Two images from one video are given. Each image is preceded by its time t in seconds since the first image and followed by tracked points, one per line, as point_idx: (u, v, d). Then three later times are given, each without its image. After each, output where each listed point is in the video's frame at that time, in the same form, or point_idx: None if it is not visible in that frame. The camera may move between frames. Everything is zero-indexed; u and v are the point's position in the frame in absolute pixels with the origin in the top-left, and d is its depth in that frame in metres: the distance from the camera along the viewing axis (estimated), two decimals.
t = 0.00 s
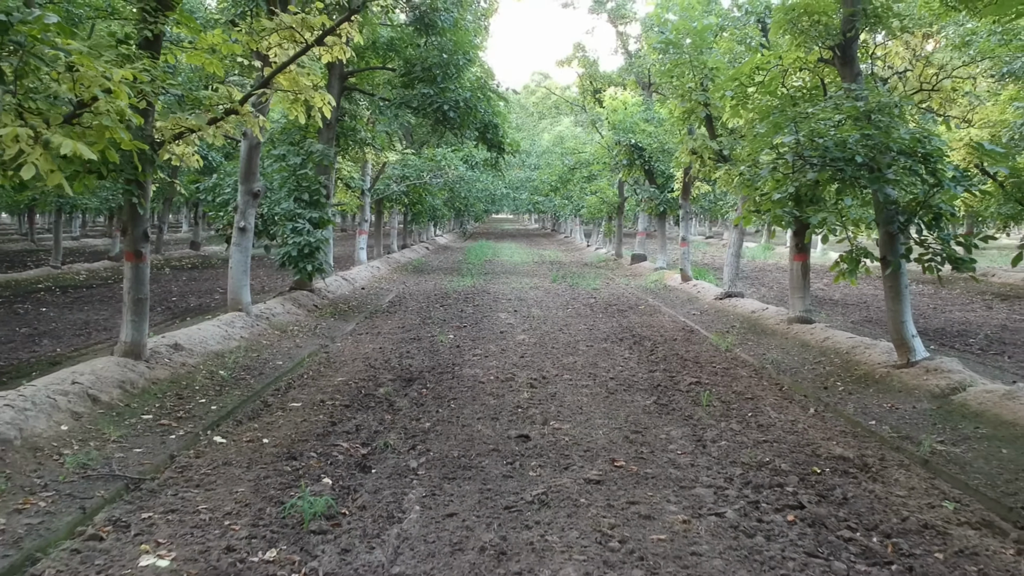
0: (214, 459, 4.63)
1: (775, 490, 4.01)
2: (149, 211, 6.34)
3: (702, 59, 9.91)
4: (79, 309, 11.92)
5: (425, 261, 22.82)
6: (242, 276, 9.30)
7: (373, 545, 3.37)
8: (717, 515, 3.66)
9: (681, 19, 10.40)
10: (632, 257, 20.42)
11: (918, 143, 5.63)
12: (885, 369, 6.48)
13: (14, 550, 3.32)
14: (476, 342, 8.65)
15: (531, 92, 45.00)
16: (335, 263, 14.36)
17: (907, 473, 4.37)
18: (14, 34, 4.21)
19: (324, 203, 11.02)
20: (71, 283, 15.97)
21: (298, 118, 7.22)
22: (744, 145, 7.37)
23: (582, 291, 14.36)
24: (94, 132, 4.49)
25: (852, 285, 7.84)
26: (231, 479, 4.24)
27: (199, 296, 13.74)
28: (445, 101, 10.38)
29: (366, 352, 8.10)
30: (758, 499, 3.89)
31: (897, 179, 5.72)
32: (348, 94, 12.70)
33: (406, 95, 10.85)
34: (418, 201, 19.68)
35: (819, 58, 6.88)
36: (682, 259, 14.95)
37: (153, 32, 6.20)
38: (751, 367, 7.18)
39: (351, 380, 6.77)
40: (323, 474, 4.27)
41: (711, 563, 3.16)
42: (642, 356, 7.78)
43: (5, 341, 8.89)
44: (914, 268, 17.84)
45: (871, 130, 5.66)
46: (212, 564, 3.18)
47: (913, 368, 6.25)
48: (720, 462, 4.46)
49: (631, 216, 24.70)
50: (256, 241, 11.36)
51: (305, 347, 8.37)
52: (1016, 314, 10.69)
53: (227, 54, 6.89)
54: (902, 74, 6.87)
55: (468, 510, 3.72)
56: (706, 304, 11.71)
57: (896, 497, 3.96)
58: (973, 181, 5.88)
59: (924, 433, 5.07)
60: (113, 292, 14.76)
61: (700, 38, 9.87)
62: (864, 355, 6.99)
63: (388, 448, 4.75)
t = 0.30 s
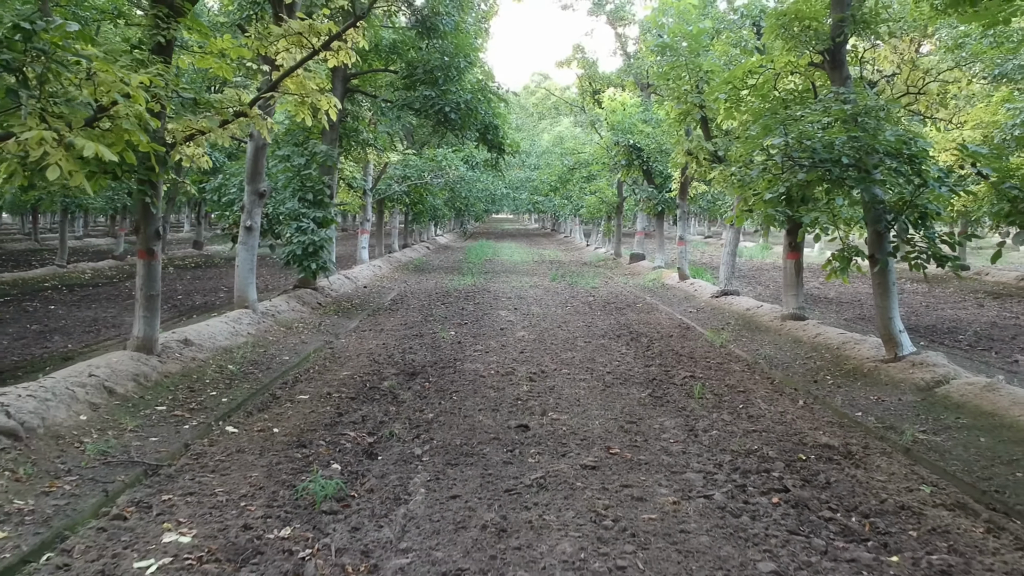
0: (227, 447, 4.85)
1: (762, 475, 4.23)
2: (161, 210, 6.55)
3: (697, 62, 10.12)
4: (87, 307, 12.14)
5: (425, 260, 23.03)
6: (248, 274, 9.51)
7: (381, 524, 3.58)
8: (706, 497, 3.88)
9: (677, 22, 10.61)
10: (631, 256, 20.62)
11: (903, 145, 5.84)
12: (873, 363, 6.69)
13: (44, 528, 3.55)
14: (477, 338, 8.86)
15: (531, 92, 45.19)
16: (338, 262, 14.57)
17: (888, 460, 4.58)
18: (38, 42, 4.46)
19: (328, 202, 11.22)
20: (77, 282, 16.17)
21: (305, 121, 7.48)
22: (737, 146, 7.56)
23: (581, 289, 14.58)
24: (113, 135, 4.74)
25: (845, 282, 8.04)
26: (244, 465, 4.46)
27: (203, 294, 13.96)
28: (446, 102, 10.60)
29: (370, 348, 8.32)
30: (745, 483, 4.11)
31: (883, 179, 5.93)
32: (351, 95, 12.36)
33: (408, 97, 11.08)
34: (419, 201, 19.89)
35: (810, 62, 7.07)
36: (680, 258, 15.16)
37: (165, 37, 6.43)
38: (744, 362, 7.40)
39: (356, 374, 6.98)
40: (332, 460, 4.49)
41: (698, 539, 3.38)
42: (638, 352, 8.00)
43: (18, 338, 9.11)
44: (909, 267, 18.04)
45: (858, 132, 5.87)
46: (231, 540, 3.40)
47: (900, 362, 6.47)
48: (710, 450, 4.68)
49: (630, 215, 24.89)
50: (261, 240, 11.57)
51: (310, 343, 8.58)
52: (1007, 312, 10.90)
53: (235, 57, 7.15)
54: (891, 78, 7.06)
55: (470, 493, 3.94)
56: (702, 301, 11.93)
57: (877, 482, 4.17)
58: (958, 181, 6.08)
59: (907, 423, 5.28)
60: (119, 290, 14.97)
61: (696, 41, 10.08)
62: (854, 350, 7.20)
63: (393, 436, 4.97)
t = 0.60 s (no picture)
0: (239, 436, 5.07)
1: (750, 461, 4.44)
2: (172, 209, 6.77)
3: (693, 65, 10.33)
4: (95, 305, 12.37)
5: (426, 259, 23.25)
6: (253, 271, 9.73)
7: (388, 504, 3.80)
8: (695, 480, 4.09)
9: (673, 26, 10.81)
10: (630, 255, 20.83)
11: (889, 146, 6.05)
12: (862, 358, 6.89)
13: (71, 508, 3.77)
14: (478, 334, 9.07)
15: (531, 93, 45.40)
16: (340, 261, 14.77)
17: (872, 447, 4.78)
18: (59, 48, 4.69)
19: (331, 202, 11.43)
20: (83, 281, 16.41)
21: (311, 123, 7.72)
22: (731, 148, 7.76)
23: (580, 288, 14.80)
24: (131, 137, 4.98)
25: (837, 280, 8.25)
26: (257, 452, 4.68)
27: (208, 292, 14.19)
28: (448, 104, 10.74)
29: (373, 343, 8.54)
30: (733, 468, 4.32)
31: (870, 179, 6.13)
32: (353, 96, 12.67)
33: (411, 99, 11.28)
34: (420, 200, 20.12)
35: (800, 65, 7.28)
36: (677, 257, 15.37)
37: (177, 42, 6.68)
38: (738, 357, 7.61)
39: (360, 368, 7.20)
40: (340, 447, 4.71)
41: (686, 517, 3.59)
42: (635, 347, 8.22)
43: (30, 334, 9.34)
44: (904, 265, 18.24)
45: (845, 134, 6.08)
46: (247, 519, 3.62)
47: (887, 356, 6.68)
48: (701, 438, 4.89)
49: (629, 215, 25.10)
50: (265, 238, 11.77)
51: (315, 339, 8.80)
52: (997, 309, 11.10)
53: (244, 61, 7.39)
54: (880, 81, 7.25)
55: (472, 476, 4.16)
56: (699, 299, 12.14)
57: (859, 467, 4.38)
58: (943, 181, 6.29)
59: (892, 413, 5.48)
60: (125, 289, 15.20)
61: (691, 44, 10.30)
62: (844, 345, 7.40)
63: (398, 426, 5.18)
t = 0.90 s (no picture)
0: (251, 426, 5.29)
1: (739, 449, 4.65)
2: (183, 209, 6.99)
3: (689, 68, 10.53)
4: (103, 303, 12.60)
5: (427, 259, 23.45)
6: (260, 270, 9.96)
7: (396, 488, 4.01)
8: (687, 467, 4.30)
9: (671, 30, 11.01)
10: (628, 255, 21.04)
11: (876, 148, 6.26)
12: (852, 353, 7.10)
13: (96, 492, 4.00)
14: (479, 331, 9.28)
15: (531, 94, 45.61)
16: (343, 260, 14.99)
17: (857, 437, 4.98)
18: (79, 55, 4.92)
19: (335, 202, 11.65)
20: (89, 280, 16.64)
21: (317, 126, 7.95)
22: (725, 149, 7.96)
23: (579, 287, 15.03)
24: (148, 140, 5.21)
25: (830, 279, 8.45)
26: (269, 440, 4.90)
27: (214, 291, 14.42)
28: (449, 106, 10.96)
29: (377, 340, 8.75)
30: (724, 455, 4.53)
31: (859, 180, 6.33)
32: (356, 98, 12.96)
33: (412, 101, 11.52)
34: (421, 201, 20.35)
35: (793, 70, 7.46)
36: (675, 256, 15.60)
37: (188, 47, 6.91)
38: (732, 353, 7.83)
39: (365, 364, 7.42)
40: (348, 436, 4.93)
41: (677, 500, 3.80)
42: (632, 343, 8.44)
43: (41, 331, 9.57)
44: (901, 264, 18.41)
45: (834, 137, 6.28)
46: (263, 501, 3.84)
47: (876, 351, 6.89)
48: (694, 428, 5.10)
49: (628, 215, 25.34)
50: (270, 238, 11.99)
51: (320, 336, 9.03)
52: (989, 307, 11.29)
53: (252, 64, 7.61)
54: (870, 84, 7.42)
55: (475, 463, 4.38)
56: (696, 298, 12.35)
57: (843, 455, 4.58)
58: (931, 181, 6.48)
59: (878, 405, 5.68)
60: (131, 287, 15.43)
61: (688, 48, 10.52)
62: (835, 341, 7.61)
63: (403, 417, 5.40)
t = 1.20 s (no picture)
0: (262, 417, 5.52)
1: (730, 438, 4.85)
2: (193, 209, 7.21)
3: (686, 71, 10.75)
4: (110, 301, 12.84)
5: (428, 258, 23.67)
6: (266, 269, 10.19)
7: (402, 473, 4.24)
8: (679, 454, 4.52)
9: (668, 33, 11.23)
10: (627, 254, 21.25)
11: (866, 150, 6.44)
12: (843, 348, 7.30)
13: (118, 476, 4.24)
14: (480, 328, 9.49)
15: (531, 94, 45.78)
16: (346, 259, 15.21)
17: (844, 427, 5.17)
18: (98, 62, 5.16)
19: (339, 202, 11.88)
20: (95, 278, 16.88)
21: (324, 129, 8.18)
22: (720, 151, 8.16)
23: (579, 285, 15.24)
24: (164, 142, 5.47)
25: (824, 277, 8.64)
26: (280, 430, 5.13)
27: (218, 289, 14.65)
28: (451, 108, 11.24)
29: (381, 337, 8.96)
30: (715, 443, 4.73)
31: (850, 181, 6.51)
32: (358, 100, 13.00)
33: (415, 102, 11.79)
34: (422, 201, 20.56)
35: (785, 73, 7.65)
36: (673, 256, 15.81)
37: (199, 52, 7.15)
38: (727, 349, 8.05)
39: (370, 359, 7.63)
40: (356, 426, 5.15)
41: (669, 483, 4.02)
42: (629, 340, 8.67)
43: (53, 328, 9.82)
44: (897, 263, 18.58)
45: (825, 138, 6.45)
46: (277, 485, 4.07)
47: (865, 347, 7.10)
48: (687, 419, 5.31)
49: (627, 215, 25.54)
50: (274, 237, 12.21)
51: (325, 333, 9.25)
52: (981, 304, 11.47)
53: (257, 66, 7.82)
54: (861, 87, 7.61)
55: (478, 450, 4.60)
56: (694, 296, 12.56)
57: (829, 443, 4.77)
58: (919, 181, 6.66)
59: (865, 397, 5.85)
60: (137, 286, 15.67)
61: (685, 50, 10.71)
62: (827, 337, 7.82)
63: (408, 408, 5.62)
